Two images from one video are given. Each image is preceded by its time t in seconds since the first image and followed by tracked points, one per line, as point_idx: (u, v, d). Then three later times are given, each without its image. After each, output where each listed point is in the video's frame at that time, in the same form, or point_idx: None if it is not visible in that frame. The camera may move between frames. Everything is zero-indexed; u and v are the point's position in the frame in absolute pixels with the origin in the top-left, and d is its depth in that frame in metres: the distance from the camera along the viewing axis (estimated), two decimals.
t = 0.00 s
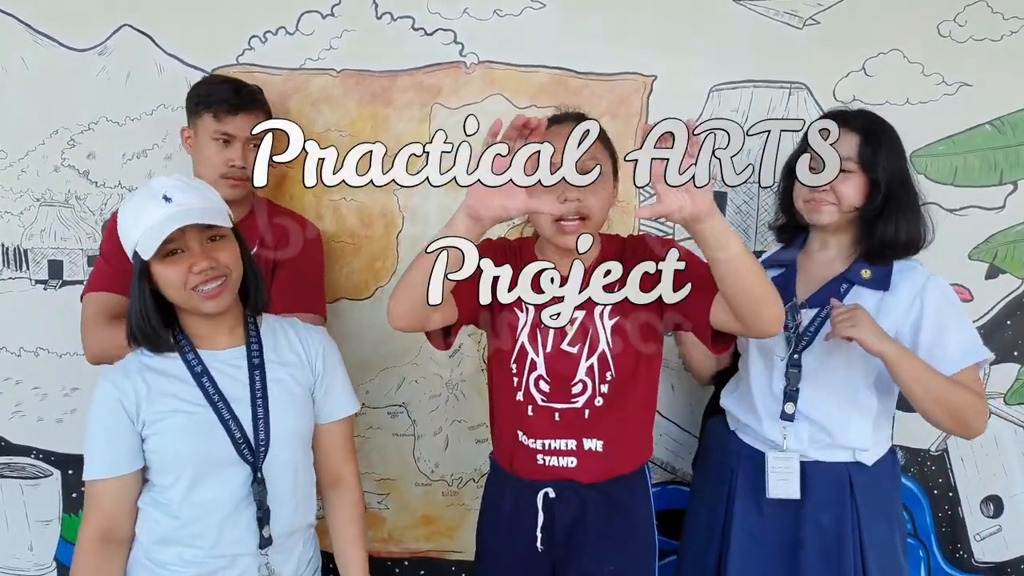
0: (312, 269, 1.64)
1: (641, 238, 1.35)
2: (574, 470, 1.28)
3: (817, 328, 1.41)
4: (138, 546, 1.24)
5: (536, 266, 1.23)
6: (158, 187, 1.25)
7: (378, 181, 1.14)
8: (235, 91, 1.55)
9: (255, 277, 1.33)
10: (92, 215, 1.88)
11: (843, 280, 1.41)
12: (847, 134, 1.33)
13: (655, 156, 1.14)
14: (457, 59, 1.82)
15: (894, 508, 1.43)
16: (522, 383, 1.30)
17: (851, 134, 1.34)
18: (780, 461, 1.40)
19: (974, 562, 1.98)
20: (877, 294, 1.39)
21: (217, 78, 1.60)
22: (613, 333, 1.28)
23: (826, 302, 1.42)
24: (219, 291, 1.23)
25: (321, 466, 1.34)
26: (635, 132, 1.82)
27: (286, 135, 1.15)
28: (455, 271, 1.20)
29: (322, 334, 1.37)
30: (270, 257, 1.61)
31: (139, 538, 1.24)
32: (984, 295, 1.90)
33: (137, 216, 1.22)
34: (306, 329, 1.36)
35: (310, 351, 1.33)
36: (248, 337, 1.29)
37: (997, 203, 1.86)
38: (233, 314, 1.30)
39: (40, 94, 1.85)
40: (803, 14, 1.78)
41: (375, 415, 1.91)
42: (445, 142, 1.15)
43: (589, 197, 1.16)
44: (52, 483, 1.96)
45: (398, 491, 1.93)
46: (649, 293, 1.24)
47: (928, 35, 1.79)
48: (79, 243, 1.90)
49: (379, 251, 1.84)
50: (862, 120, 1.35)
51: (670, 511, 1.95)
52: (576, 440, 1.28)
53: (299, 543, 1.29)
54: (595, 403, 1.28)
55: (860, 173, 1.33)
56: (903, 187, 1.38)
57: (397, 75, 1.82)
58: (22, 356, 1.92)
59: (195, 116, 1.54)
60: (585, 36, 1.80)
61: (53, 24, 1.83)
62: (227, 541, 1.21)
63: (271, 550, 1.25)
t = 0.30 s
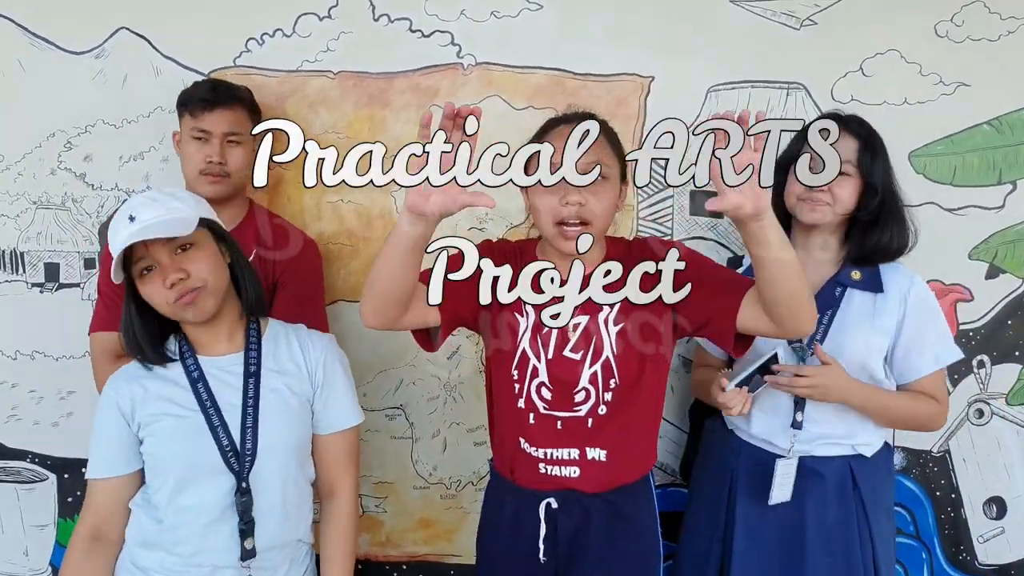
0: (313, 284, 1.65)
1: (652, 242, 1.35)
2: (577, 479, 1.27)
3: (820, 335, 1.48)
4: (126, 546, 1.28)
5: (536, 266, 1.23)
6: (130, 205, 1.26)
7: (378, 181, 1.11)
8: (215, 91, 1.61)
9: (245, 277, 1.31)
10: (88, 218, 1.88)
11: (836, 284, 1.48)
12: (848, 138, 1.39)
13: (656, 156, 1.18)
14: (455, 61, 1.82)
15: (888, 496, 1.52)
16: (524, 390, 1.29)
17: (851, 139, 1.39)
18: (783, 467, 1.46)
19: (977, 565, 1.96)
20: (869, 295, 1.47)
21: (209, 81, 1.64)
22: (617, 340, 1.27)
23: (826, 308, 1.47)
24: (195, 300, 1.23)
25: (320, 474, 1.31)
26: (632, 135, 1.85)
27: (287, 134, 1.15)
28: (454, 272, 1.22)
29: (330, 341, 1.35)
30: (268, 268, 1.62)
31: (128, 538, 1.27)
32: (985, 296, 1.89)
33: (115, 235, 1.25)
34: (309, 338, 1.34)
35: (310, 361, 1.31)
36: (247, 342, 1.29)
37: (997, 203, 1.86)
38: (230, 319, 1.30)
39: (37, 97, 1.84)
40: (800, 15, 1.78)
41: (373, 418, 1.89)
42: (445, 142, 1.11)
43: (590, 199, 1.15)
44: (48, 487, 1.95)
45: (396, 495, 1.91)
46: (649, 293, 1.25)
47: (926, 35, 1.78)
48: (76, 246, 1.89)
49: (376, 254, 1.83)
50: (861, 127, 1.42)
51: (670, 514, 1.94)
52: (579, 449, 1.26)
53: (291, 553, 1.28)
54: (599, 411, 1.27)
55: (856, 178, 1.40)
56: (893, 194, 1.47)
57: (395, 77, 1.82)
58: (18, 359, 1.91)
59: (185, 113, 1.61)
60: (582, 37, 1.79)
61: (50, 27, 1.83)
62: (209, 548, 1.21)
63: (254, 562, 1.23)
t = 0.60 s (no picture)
0: (315, 289, 1.64)
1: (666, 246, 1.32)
2: (586, 483, 1.27)
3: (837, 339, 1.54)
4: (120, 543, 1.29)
5: (536, 266, 1.23)
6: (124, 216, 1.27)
7: (378, 181, 1.09)
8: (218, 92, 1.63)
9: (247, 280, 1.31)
10: (89, 218, 1.88)
11: (851, 287, 1.56)
12: (860, 136, 1.47)
13: (656, 156, 1.14)
14: (456, 62, 1.82)
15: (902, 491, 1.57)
16: (531, 397, 1.27)
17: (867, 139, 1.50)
18: (814, 479, 1.49)
19: (981, 568, 1.96)
20: (884, 298, 1.55)
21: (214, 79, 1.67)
22: (627, 347, 1.25)
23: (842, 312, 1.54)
24: (187, 308, 1.23)
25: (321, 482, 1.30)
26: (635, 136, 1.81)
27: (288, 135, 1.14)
28: (454, 272, 1.23)
29: (332, 346, 1.33)
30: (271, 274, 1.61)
31: (121, 541, 1.27)
32: (987, 298, 1.89)
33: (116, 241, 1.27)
34: (308, 341, 1.32)
35: (306, 366, 1.29)
36: (245, 343, 1.29)
37: (1000, 205, 1.85)
38: (229, 323, 1.30)
39: (37, 96, 1.83)
40: (803, 15, 1.78)
41: (374, 421, 1.88)
42: (445, 142, 1.13)
43: (606, 201, 1.13)
44: (48, 489, 1.94)
45: (397, 497, 1.90)
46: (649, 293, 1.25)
47: (931, 36, 1.77)
48: (76, 248, 1.90)
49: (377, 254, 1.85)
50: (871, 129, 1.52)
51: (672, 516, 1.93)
52: (587, 457, 1.26)
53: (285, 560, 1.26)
54: (607, 418, 1.27)
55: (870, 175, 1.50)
56: (900, 196, 1.58)
57: (396, 78, 1.81)
58: (18, 361, 1.90)
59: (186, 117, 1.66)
60: (584, 38, 1.79)
61: (51, 27, 1.83)
62: (196, 553, 1.21)
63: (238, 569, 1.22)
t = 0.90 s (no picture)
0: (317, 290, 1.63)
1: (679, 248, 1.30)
2: (594, 485, 1.26)
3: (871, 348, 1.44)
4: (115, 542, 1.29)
5: (536, 266, 1.20)
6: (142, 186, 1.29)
7: (378, 181, 1.09)
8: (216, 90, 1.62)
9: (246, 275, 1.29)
10: (88, 217, 1.87)
11: (888, 293, 1.45)
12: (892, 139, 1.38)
13: (656, 156, 1.09)
14: (457, 60, 1.81)
15: (933, 514, 1.47)
16: (539, 400, 1.26)
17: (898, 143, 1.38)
18: (831, 485, 1.43)
19: (982, 569, 1.96)
20: (923, 306, 1.44)
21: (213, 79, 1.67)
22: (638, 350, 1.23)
23: (878, 318, 1.44)
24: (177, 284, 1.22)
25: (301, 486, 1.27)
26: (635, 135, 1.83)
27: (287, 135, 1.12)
28: (454, 272, 1.22)
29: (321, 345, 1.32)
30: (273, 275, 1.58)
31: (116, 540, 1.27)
32: (989, 299, 1.89)
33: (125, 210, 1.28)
34: (297, 337, 1.32)
35: (294, 363, 1.28)
36: (233, 341, 1.29)
37: (1004, 205, 1.84)
38: (220, 315, 1.30)
39: (37, 95, 1.83)
40: (807, 14, 1.77)
41: (374, 420, 1.88)
42: (445, 142, 1.10)
43: (618, 202, 1.10)
44: (48, 488, 1.94)
45: (398, 496, 1.90)
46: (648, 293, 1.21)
47: (934, 35, 1.76)
48: (76, 246, 1.88)
49: (379, 252, 1.87)
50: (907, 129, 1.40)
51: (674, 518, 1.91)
52: (594, 461, 1.25)
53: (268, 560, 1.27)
54: (615, 422, 1.25)
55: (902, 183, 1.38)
56: (947, 199, 1.43)
57: (397, 76, 1.81)
58: (18, 360, 1.90)
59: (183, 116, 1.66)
60: (586, 36, 1.78)
61: (51, 25, 1.82)
62: (190, 551, 1.21)
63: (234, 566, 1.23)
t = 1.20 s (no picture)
0: (317, 289, 1.62)
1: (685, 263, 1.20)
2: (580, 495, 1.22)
3: (922, 360, 1.24)
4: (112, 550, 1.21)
5: (536, 266, 1.19)
6: (134, 189, 1.21)
7: (378, 181, 1.08)
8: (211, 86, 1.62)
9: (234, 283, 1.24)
10: (88, 215, 1.86)
11: (941, 299, 1.26)
12: (923, 133, 1.26)
13: (655, 156, 1.05)
14: (457, 57, 1.79)
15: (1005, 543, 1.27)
16: (533, 406, 1.22)
17: (927, 131, 1.26)
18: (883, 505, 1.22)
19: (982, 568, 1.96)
20: (982, 315, 1.25)
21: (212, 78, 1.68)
22: (635, 360, 1.17)
23: (929, 327, 1.25)
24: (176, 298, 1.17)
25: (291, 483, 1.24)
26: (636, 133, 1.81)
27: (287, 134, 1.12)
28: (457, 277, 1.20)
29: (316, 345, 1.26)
30: (276, 272, 1.59)
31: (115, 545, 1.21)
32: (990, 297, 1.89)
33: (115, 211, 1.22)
34: (289, 337, 1.25)
35: (286, 363, 1.22)
36: (222, 345, 1.22)
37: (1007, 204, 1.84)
38: (209, 321, 1.22)
39: (37, 92, 1.82)
40: (809, 11, 1.76)
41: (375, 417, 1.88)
42: (445, 142, 1.10)
43: (618, 201, 1.05)
44: (49, 486, 1.94)
45: (398, 494, 1.90)
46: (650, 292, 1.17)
47: (936, 32, 1.76)
48: (75, 244, 1.87)
49: (379, 251, 1.83)
50: (940, 118, 1.27)
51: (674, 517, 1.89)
52: (586, 468, 1.21)
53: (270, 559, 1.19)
54: (608, 432, 1.20)
55: (941, 170, 1.23)
56: (994, 181, 1.26)
57: (397, 73, 1.80)
58: (19, 358, 1.90)
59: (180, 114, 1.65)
60: (588, 33, 1.77)
61: (49, 22, 1.81)
62: (187, 556, 1.14)
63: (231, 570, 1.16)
